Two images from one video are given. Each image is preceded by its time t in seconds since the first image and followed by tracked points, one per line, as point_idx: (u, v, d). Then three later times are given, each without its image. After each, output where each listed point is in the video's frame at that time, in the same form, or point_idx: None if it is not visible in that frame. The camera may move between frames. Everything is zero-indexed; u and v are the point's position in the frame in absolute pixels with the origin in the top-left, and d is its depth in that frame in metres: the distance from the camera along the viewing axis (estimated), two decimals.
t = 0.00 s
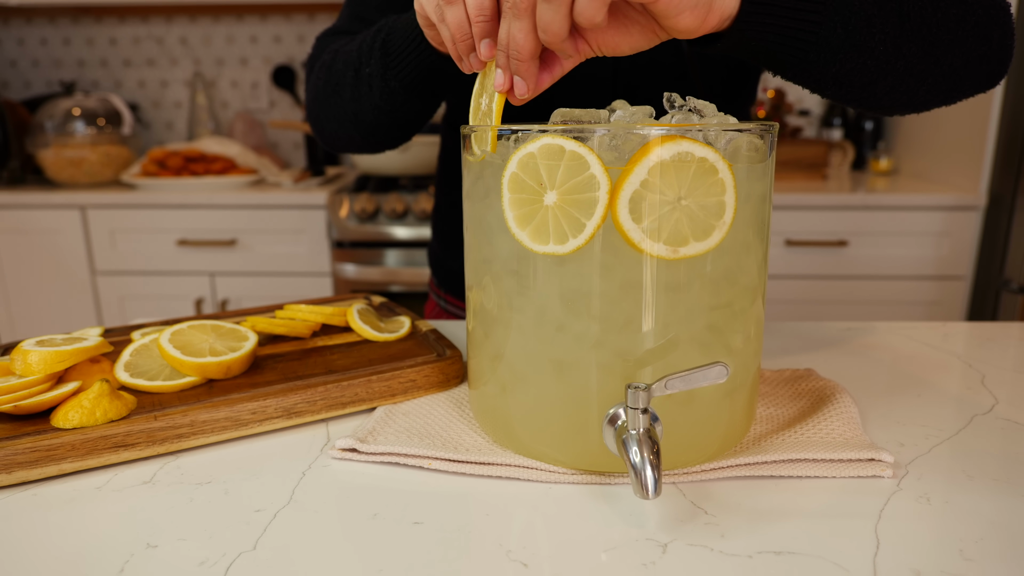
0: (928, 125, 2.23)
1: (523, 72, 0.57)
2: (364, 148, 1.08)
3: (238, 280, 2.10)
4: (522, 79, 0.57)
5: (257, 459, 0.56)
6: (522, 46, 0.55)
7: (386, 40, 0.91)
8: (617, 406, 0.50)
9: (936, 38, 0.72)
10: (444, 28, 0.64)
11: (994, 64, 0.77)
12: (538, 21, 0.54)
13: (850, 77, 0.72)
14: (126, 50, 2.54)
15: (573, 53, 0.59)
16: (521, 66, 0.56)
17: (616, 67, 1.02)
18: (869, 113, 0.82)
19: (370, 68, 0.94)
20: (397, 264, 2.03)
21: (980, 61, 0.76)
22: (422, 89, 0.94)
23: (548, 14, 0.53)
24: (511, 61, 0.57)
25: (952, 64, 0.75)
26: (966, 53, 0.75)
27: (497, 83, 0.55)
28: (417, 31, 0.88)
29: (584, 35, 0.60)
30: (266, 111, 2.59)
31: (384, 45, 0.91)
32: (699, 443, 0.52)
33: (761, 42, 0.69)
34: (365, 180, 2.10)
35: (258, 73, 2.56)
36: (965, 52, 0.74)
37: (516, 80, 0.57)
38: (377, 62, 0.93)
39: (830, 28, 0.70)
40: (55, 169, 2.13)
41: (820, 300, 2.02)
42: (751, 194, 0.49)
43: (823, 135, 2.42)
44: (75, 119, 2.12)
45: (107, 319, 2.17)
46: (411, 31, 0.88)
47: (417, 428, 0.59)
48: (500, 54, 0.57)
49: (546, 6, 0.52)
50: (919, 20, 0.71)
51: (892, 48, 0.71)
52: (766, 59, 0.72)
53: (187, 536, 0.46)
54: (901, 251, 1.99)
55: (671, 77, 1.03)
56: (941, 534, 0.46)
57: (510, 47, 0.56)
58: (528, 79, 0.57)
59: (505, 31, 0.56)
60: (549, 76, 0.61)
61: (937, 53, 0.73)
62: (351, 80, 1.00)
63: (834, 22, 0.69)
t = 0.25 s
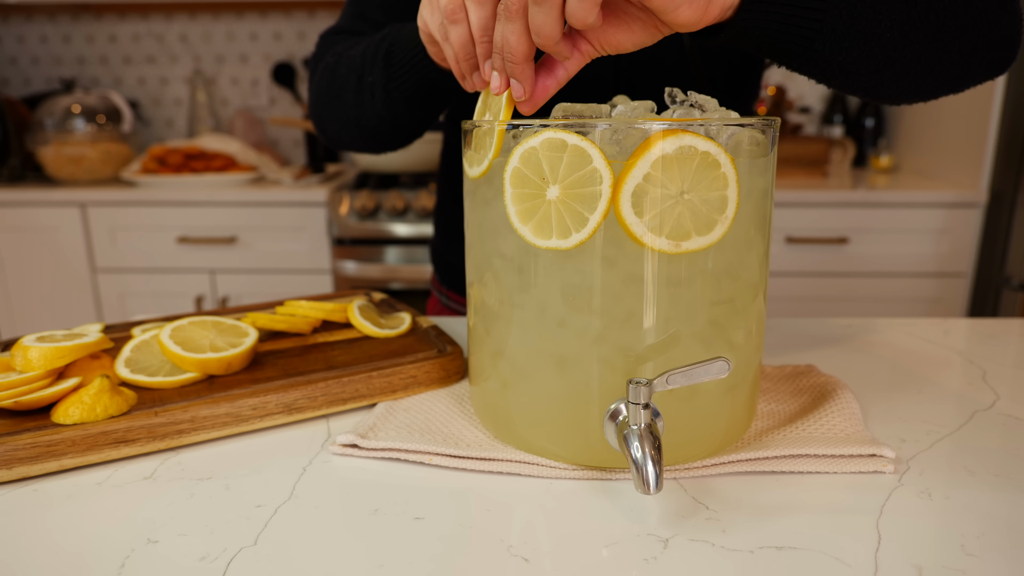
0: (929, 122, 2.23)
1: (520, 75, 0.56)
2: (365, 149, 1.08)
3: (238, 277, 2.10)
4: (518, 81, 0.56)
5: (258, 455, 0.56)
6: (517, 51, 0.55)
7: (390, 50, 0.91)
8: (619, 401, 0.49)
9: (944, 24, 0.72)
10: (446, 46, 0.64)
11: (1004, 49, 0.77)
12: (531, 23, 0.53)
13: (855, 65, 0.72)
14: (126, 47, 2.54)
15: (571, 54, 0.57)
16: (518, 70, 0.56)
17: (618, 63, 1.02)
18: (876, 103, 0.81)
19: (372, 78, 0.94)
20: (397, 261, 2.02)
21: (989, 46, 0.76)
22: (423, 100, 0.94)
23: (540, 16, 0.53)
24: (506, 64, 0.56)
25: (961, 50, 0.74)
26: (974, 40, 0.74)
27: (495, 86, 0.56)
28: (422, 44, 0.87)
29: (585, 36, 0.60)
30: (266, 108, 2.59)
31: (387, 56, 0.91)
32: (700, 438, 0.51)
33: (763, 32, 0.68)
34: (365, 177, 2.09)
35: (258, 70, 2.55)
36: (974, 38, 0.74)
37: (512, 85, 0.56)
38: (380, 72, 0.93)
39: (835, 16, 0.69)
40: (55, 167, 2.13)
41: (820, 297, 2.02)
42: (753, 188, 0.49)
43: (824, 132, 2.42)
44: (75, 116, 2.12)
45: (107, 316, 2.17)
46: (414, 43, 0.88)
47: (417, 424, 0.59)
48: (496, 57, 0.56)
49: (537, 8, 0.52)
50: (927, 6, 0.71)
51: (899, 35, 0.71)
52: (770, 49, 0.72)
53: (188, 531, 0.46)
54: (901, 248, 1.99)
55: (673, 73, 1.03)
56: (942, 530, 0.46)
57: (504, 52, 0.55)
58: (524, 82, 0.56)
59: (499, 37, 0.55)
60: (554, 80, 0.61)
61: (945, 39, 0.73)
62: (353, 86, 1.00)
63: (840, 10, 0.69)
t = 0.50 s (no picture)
0: (927, 122, 2.23)
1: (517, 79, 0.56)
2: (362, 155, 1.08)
3: (237, 277, 2.10)
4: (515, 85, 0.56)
5: (256, 456, 0.56)
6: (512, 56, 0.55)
7: (384, 62, 0.91)
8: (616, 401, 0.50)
9: (943, 19, 0.72)
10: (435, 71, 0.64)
11: (999, 46, 0.78)
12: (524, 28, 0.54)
13: (856, 61, 0.72)
14: (125, 48, 2.54)
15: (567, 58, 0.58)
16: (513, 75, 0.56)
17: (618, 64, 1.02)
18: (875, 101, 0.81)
19: (367, 88, 0.94)
20: (397, 261, 2.02)
21: (987, 42, 0.76)
22: (417, 113, 0.93)
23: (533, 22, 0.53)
24: (502, 68, 0.56)
25: (960, 45, 0.75)
26: (972, 35, 0.75)
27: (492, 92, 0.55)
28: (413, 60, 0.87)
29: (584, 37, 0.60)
30: (265, 108, 2.59)
31: (382, 67, 0.91)
32: (698, 438, 0.51)
33: (761, 26, 0.68)
34: (364, 177, 2.09)
35: (257, 71, 2.55)
36: (972, 33, 0.75)
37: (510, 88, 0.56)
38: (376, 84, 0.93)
39: (833, 11, 0.69)
40: (54, 167, 2.13)
41: (819, 296, 2.02)
42: (750, 188, 0.49)
43: (823, 132, 2.42)
44: (74, 117, 2.11)
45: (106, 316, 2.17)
46: (407, 58, 0.87)
47: (416, 424, 0.59)
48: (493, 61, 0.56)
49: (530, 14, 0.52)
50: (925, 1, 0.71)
51: (898, 31, 0.71)
52: (768, 45, 0.71)
53: (186, 532, 0.46)
54: (900, 248, 1.99)
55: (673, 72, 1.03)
56: (939, 529, 0.46)
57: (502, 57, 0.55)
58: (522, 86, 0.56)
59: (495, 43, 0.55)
60: (553, 82, 0.60)
61: (944, 34, 0.73)
62: (350, 95, 1.00)
63: (839, 5, 0.69)
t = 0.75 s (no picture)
0: (926, 123, 2.23)
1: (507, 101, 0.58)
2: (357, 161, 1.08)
3: (237, 279, 2.11)
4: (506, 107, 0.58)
5: (254, 457, 0.57)
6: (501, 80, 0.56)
7: (376, 71, 0.92)
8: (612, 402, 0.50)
9: (932, 25, 0.72)
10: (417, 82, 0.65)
11: (992, 49, 0.77)
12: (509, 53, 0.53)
13: (844, 70, 0.73)
14: (124, 50, 2.54)
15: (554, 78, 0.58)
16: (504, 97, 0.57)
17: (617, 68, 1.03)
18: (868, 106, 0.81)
19: (360, 96, 0.95)
20: (396, 263, 2.03)
21: (978, 45, 0.76)
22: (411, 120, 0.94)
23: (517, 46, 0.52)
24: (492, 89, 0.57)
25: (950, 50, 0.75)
26: (962, 40, 0.75)
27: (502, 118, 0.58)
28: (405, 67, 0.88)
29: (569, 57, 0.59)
30: (265, 110, 2.59)
31: (373, 76, 0.92)
32: (693, 439, 0.52)
33: (747, 40, 0.68)
34: (363, 179, 2.10)
35: (256, 73, 2.56)
36: (963, 38, 0.74)
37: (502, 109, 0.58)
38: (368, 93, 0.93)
39: (820, 21, 0.70)
40: (54, 170, 2.14)
41: (818, 297, 2.02)
42: (744, 189, 0.49)
43: (822, 133, 2.42)
44: (74, 119, 2.12)
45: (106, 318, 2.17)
46: (398, 69, 0.89)
47: (413, 425, 0.59)
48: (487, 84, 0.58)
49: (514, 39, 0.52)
50: (913, 8, 0.71)
51: (887, 38, 0.71)
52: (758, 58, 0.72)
53: (184, 532, 0.47)
54: (899, 248, 1.99)
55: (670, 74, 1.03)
56: (930, 528, 0.46)
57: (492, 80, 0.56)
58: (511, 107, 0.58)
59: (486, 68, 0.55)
60: (542, 103, 0.62)
61: (933, 40, 0.73)
62: (342, 102, 1.00)
63: (824, 15, 0.70)
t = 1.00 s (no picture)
0: (926, 126, 2.23)
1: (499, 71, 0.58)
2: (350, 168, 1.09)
3: (239, 282, 2.11)
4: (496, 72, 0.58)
5: (255, 461, 0.57)
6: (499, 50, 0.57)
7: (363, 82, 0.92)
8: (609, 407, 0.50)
9: (947, 33, 0.72)
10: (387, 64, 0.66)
11: (1011, 63, 0.76)
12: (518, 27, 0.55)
13: (858, 72, 0.73)
14: (127, 54, 2.55)
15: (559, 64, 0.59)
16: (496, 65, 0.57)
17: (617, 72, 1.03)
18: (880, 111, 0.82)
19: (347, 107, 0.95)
20: (397, 266, 2.03)
21: (993, 58, 0.75)
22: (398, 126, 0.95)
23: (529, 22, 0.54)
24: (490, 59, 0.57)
25: (966, 61, 0.74)
26: (979, 51, 0.74)
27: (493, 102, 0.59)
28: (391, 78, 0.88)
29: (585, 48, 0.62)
30: (267, 113, 2.60)
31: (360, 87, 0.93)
32: (690, 443, 0.52)
33: (765, 36, 0.70)
34: (365, 182, 2.10)
35: (258, 76, 2.57)
36: (979, 49, 0.74)
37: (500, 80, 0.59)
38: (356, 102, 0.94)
39: (836, 23, 0.70)
40: (56, 173, 2.15)
41: (819, 300, 2.02)
42: (741, 195, 0.49)
43: (822, 136, 2.43)
44: (76, 122, 2.13)
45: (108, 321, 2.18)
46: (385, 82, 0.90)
47: (412, 429, 0.60)
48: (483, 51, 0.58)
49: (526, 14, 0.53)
50: (930, 16, 0.71)
51: (902, 44, 0.71)
52: (771, 54, 0.72)
53: (185, 535, 0.47)
54: (899, 252, 1.99)
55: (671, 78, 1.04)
56: (927, 533, 0.46)
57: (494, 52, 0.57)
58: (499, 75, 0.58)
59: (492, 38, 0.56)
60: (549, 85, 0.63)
61: (949, 48, 0.73)
62: (331, 112, 1.00)
63: (841, 17, 0.70)
